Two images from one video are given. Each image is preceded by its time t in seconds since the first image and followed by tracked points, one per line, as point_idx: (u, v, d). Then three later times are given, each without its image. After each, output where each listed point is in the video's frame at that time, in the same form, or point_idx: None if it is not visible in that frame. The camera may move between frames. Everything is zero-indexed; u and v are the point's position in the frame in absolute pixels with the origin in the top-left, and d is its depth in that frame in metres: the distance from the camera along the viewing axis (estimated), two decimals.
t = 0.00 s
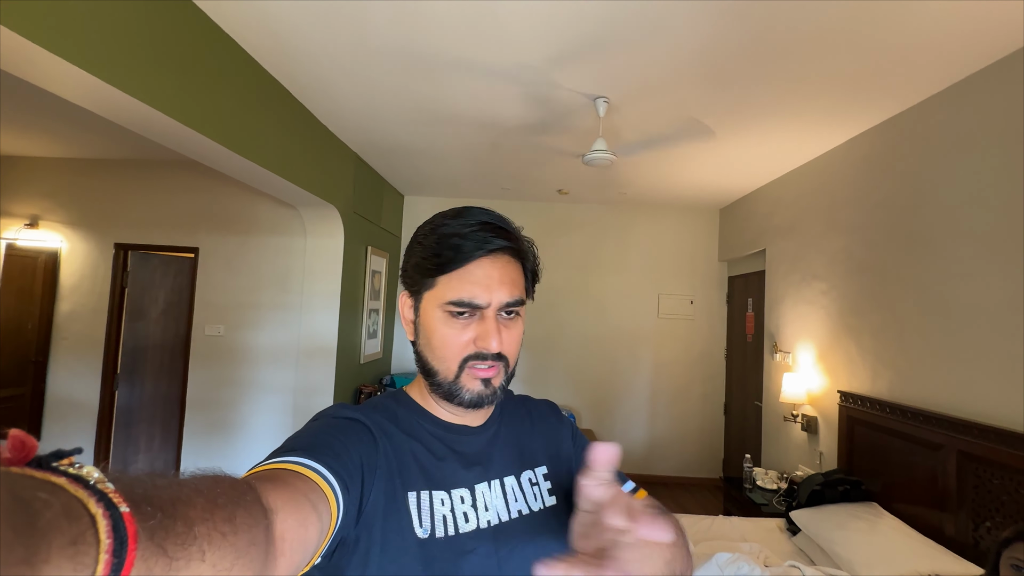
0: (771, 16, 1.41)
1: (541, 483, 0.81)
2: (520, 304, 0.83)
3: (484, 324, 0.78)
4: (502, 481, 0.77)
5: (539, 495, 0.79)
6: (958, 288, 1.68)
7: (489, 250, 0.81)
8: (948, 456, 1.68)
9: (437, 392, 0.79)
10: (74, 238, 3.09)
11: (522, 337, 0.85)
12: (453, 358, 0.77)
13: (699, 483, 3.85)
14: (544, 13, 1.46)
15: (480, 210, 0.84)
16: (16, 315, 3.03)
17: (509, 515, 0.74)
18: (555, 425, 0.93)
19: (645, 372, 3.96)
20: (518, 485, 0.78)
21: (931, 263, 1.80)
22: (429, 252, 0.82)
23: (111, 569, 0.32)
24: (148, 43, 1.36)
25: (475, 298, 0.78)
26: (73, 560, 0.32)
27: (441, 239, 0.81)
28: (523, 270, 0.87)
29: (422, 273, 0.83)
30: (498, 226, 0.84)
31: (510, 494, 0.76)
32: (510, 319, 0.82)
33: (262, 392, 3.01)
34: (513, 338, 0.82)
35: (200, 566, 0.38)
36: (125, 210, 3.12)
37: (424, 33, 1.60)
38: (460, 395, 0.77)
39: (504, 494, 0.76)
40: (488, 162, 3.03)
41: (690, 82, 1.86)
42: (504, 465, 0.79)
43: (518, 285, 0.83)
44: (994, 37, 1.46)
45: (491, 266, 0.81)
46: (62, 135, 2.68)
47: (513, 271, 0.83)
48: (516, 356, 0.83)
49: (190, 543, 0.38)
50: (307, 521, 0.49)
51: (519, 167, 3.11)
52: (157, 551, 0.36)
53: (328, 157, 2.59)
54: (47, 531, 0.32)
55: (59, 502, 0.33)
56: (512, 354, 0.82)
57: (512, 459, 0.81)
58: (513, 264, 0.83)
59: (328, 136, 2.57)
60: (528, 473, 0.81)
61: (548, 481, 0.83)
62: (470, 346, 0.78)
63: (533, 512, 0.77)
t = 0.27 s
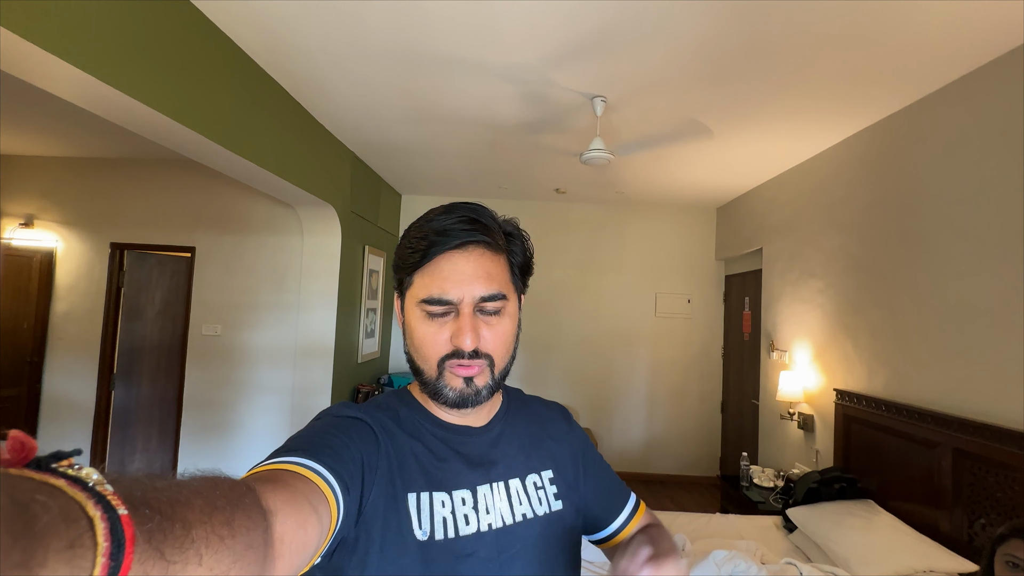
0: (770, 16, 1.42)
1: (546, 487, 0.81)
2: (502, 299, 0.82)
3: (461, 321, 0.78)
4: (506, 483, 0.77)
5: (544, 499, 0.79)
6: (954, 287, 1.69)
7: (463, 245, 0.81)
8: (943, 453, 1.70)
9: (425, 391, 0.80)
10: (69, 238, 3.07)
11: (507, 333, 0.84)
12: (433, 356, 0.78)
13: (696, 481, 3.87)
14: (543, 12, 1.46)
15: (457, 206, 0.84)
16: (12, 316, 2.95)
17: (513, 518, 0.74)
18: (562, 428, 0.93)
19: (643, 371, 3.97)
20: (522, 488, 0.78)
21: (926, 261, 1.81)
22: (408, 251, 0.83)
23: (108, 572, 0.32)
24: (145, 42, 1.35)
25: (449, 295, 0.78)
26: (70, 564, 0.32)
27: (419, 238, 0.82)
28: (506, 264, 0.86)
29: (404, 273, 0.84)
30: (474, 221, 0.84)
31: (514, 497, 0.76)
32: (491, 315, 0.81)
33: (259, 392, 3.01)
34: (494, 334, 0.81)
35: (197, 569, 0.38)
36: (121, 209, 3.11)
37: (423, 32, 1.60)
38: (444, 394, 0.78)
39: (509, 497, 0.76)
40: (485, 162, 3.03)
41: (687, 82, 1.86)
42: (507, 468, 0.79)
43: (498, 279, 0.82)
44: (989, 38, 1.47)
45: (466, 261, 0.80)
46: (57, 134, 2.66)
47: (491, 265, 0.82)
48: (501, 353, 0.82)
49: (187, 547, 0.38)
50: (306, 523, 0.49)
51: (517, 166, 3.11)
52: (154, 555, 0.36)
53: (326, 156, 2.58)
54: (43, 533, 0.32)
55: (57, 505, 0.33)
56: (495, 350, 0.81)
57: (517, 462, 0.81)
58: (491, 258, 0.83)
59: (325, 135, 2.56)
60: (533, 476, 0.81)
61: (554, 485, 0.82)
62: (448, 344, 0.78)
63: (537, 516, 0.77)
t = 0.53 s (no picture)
0: (767, 15, 1.42)
1: (553, 491, 0.81)
2: (495, 284, 0.83)
3: (457, 310, 0.79)
4: (511, 486, 0.77)
5: (552, 504, 0.79)
6: (949, 286, 1.70)
7: (449, 234, 0.83)
8: (939, 451, 1.71)
9: (430, 391, 0.80)
10: (65, 238, 3.05)
11: (506, 320, 0.84)
12: (434, 351, 0.78)
13: (694, 480, 3.88)
14: (542, 11, 1.46)
15: (437, 200, 0.86)
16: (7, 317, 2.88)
17: (517, 521, 0.74)
18: (568, 433, 0.93)
19: (641, 371, 3.97)
20: (528, 492, 0.78)
21: (922, 260, 1.82)
22: (394, 250, 0.84)
23: (106, 564, 0.32)
24: (142, 40, 1.34)
25: (441, 286, 0.79)
26: (69, 556, 0.32)
27: (403, 234, 0.83)
28: (494, 251, 0.88)
29: (393, 273, 0.85)
30: (457, 210, 0.85)
31: (520, 501, 0.76)
32: (486, 301, 0.82)
33: (257, 391, 3.00)
34: (492, 320, 0.81)
35: (196, 566, 0.38)
36: (117, 208, 3.09)
37: (420, 31, 1.60)
38: (450, 389, 0.77)
39: (514, 500, 0.76)
40: (483, 161, 3.03)
41: (684, 81, 1.86)
42: (511, 471, 0.79)
43: (488, 264, 0.83)
44: (985, 38, 1.47)
45: (454, 250, 0.82)
46: (52, 133, 2.65)
47: (479, 252, 0.84)
48: (502, 339, 0.83)
49: (186, 542, 0.38)
50: (307, 522, 0.49)
51: (514, 166, 3.11)
52: (152, 550, 0.36)
53: (323, 156, 2.58)
54: (45, 524, 0.32)
55: (58, 497, 0.33)
56: (496, 337, 0.81)
57: (522, 465, 0.81)
58: (478, 245, 0.84)
59: (323, 134, 2.56)
60: (541, 480, 0.80)
61: (561, 489, 0.82)
62: (447, 336, 0.78)
63: (543, 521, 0.77)
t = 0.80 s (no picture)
0: (767, 17, 1.42)
1: (551, 488, 0.81)
2: (500, 288, 0.84)
3: (464, 313, 0.79)
4: (510, 485, 0.77)
5: (549, 501, 0.79)
6: (950, 287, 1.70)
7: (457, 238, 0.83)
8: (940, 454, 1.71)
9: (432, 391, 0.79)
10: (65, 241, 3.06)
11: (508, 323, 0.85)
12: (439, 352, 0.77)
13: (694, 482, 3.87)
14: (541, 14, 1.46)
15: (444, 203, 0.86)
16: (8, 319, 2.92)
17: (517, 520, 0.74)
18: (564, 430, 0.93)
19: (641, 373, 3.97)
20: (526, 490, 0.78)
21: (923, 262, 1.82)
22: (400, 252, 0.83)
23: (106, 570, 0.31)
24: (142, 43, 1.35)
25: (449, 288, 0.79)
26: (69, 561, 0.31)
27: (410, 236, 0.83)
28: (499, 255, 0.88)
29: (398, 275, 0.84)
30: (465, 214, 0.85)
31: (519, 499, 0.76)
32: (491, 305, 0.82)
33: (257, 394, 2.99)
34: (497, 323, 0.82)
35: (195, 571, 0.37)
36: (118, 211, 3.10)
37: (420, 34, 1.60)
38: (454, 390, 0.77)
39: (513, 498, 0.76)
40: (483, 163, 3.03)
41: (684, 83, 1.87)
42: (510, 470, 0.79)
43: (494, 269, 0.84)
44: (985, 39, 1.48)
45: (462, 254, 0.82)
46: (53, 136, 2.65)
47: (486, 257, 0.84)
48: (505, 342, 0.83)
49: (186, 547, 0.38)
50: (307, 526, 0.49)
51: (514, 168, 3.11)
52: (153, 555, 0.36)
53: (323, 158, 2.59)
54: (43, 530, 0.31)
55: (56, 502, 0.32)
56: (500, 340, 0.81)
57: (520, 463, 0.81)
58: (485, 249, 0.84)
59: (323, 137, 2.56)
60: (537, 478, 0.81)
61: (559, 486, 0.82)
62: (453, 338, 0.78)
63: (541, 518, 0.77)
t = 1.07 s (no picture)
0: (764, 20, 1.43)
1: (545, 486, 0.80)
2: (496, 292, 0.83)
3: (460, 316, 0.78)
4: (505, 484, 0.76)
5: (543, 499, 0.78)
6: (949, 289, 1.70)
7: (454, 243, 0.82)
8: (940, 457, 1.70)
9: (428, 394, 0.79)
10: (63, 245, 3.05)
11: (505, 326, 0.85)
12: (436, 355, 0.77)
13: (694, 487, 3.85)
14: (539, 18, 1.47)
15: (439, 207, 0.85)
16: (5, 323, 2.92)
17: (513, 519, 0.74)
18: (561, 424, 0.92)
19: (640, 376, 3.96)
20: (521, 488, 0.77)
21: (922, 265, 1.82)
22: (397, 256, 0.83)
23: (111, 559, 0.31)
24: (141, 46, 1.35)
25: (445, 292, 0.79)
26: (76, 545, 0.31)
27: (406, 240, 0.83)
28: (495, 259, 0.88)
29: (394, 278, 0.84)
30: (461, 219, 0.85)
31: (513, 498, 0.75)
32: (487, 308, 0.82)
33: (255, 398, 2.98)
34: (493, 326, 0.81)
35: (198, 563, 0.37)
36: (116, 215, 3.09)
37: (420, 38, 1.61)
38: (449, 392, 0.77)
39: (507, 497, 0.75)
40: (482, 167, 3.04)
41: (682, 86, 1.87)
42: (506, 469, 0.78)
43: (491, 273, 0.83)
44: (982, 42, 1.49)
45: (458, 258, 0.82)
46: (53, 140, 2.65)
47: (482, 261, 0.84)
48: (501, 345, 0.83)
49: (188, 539, 0.37)
50: (304, 525, 0.48)
51: (513, 172, 3.12)
52: (156, 545, 0.35)
53: (322, 163, 2.59)
54: (51, 514, 0.31)
55: (64, 488, 0.32)
56: (496, 343, 0.81)
57: (515, 463, 0.79)
58: (481, 253, 0.84)
59: (322, 140, 2.56)
60: (531, 476, 0.80)
61: (552, 484, 0.81)
62: (449, 341, 0.78)
63: (536, 516, 0.76)
